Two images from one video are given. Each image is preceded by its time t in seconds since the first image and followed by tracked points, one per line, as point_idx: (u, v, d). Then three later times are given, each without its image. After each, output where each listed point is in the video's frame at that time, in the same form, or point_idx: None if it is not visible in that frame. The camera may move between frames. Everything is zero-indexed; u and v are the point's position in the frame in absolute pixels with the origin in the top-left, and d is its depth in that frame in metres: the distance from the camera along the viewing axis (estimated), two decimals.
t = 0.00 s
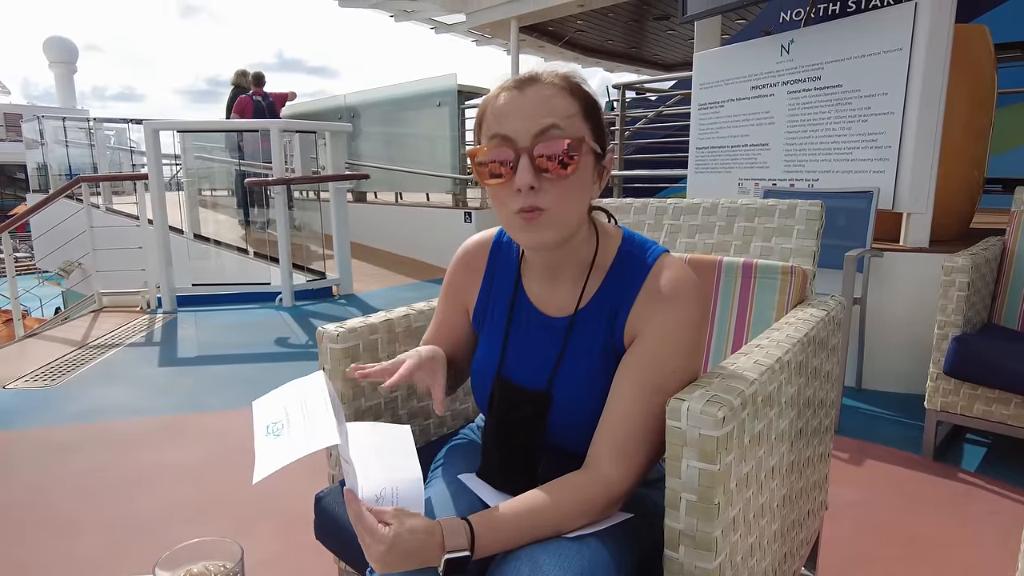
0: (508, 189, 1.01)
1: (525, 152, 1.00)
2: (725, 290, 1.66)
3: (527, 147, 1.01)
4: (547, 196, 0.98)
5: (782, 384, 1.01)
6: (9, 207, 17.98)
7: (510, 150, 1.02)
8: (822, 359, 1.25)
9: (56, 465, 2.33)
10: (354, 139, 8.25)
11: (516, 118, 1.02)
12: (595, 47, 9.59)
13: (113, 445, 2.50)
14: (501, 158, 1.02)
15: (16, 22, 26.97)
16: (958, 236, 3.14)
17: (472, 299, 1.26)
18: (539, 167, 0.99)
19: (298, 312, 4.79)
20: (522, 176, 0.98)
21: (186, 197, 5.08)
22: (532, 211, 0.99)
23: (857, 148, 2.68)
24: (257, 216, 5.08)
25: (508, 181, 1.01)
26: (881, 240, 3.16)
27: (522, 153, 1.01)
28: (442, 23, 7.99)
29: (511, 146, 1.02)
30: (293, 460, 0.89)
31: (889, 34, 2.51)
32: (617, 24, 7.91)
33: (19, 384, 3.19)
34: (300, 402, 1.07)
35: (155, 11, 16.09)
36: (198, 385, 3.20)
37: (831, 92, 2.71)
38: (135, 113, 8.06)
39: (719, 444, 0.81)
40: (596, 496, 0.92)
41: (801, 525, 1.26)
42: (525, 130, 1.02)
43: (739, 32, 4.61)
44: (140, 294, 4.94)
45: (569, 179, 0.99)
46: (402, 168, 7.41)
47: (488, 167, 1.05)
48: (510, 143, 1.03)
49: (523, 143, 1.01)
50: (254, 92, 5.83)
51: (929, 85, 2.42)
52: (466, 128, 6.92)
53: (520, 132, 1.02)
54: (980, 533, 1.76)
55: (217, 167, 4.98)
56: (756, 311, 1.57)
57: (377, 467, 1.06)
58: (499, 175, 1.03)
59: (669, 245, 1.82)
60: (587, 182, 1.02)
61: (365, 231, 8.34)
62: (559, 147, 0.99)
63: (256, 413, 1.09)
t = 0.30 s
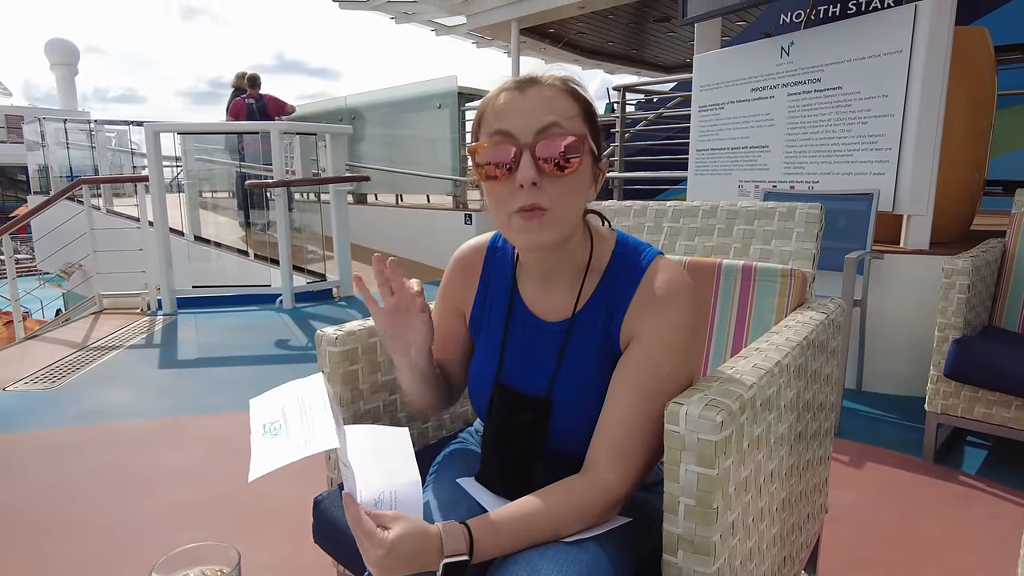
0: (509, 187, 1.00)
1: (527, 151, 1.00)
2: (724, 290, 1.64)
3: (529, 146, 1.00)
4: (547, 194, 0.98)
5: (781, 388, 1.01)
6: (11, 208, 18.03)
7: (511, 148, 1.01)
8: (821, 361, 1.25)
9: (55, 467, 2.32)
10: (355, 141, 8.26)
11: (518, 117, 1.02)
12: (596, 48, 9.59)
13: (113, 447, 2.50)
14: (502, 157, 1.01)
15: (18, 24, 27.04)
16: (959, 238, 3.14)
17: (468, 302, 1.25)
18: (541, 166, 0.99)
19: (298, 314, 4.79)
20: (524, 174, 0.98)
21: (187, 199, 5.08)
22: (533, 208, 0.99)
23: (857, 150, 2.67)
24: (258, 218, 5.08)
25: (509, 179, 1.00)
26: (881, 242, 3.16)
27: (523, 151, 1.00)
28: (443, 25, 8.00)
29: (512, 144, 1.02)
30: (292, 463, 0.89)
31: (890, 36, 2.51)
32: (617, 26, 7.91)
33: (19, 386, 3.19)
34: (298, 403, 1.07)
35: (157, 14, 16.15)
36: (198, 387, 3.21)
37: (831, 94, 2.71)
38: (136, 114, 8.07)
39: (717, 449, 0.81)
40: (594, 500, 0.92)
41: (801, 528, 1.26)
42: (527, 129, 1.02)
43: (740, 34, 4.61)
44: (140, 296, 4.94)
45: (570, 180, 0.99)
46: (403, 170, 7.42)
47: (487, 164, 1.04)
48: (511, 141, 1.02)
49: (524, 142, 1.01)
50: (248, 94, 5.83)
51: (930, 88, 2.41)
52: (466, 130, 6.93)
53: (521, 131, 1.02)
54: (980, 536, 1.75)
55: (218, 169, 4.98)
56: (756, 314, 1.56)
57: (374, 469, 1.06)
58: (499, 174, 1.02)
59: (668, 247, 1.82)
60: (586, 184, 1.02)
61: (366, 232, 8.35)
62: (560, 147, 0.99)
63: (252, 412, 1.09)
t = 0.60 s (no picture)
0: (509, 189, 1.01)
1: (528, 153, 1.00)
2: (724, 293, 1.65)
3: (529, 148, 1.01)
4: (547, 196, 0.98)
5: (781, 391, 1.01)
6: (11, 210, 18.08)
7: (510, 150, 1.02)
8: (821, 364, 1.25)
9: (56, 469, 2.32)
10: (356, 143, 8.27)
11: (517, 119, 1.03)
12: (596, 50, 9.61)
13: (114, 448, 2.50)
14: (501, 159, 1.02)
15: (19, 25, 27.06)
16: (959, 240, 3.14)
17: (468, 304, 1.26)
18: (540, 168, 0.99)
19: (300, 315, 4.79)
20: (524, 176, 0.98)
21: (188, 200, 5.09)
22: (532, 210, 0.99)
23: (857, 152, 2.68)
24: (259, 220, 5.09)
25: (508, 181, 1.01)
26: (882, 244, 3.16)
27: (523, 153, 1.01)
28: (444, 27, 8.02)
29: (511, 146, 1.02)
30: (294, 469, 0.89)
31: (889, 38, 2.52)
32: (618, 27, 7.91)
33: (20, 387, 3.19)
34: (299, 409, 1.07)
35: (158, 16, 16.17)
36: (200, 389, 3.21)
37: (831, 96, 2.72)
38: (137, 116, 8.07)
39: (717, 451, 0.81)
40: (594, 503, 0.92)
41: (800, 530, 1.26)
42: (526, 132, 1.02)
43: (740, 36, 4.61)
44: (141, 297, 4.96)
45: (570, 181, 1.00)
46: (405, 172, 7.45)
47: (486, 167, 1.04)
48: (511, 143, 1.03)
49: (524, 145, 1.02)
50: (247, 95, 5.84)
51: (930, 90, 2.41)
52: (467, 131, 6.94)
53: (520, 133, 1.02)
54: (980, 538, 1.75)
55: (218, 171, 4.99)
56: (756, 316, 1.56)
57: (376, 472, 1.06)
58: (498, 176, 1.02)
59: (668, 249, 1.82)
60: (585, 186, 1.03)
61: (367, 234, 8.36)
62: (560, 149, 0.99)
63: (258, 422, 1.10)
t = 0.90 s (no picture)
0: (513, 193, 1.01)
1: (532, 157, 1.01)
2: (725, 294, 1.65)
3: (533, 153, 1.01)
4: (553, 200, 0.99)
5: (782, 392, 1.01)
6: (13, 211, 18.12)
7: (514, 154, 1.02)
8: (822, 365, 1.26)
9: (56, 471, 2.32)
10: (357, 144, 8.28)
11: (520, 124, 1.03)
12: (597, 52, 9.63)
13: (114, 450, 2.50)
14: (503, 162, 1.02)
15: (20, 27, 27.14)
16: (960, 241, 3.14)
17: (468, 308, 1.26)
18: (545, 172, 0.99)
19: (301, 317, 4.80)
20: (529, 181, 0.98)
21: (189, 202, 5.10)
22: (538, 215, 0.99)
23: (857, 154, 2.69)
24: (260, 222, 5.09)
25: (512, 186, 1.01)
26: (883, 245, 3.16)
27: (528, 158, 1.01)
28: (445, 29, 8.04)
29: (515, 151, 1.02)
30: (299, 468, 0.89)
31: (889, 40, 2.52)
32: (618, 29, 7.93)
33: (21, 389, 3.19)
34: (302, 409, 1.08)
35: (160, 18, 16.22)
36: (201, 390, 3.21)
37: (832, 98, 2.72)
38: (138, 118, 8.09)
39: (719, 453, 0.81)
40: (596, 504, 0.92)
41: (802, 531, 1.26)
42: (530, 136, 1.02)
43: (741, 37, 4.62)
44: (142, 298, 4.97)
45: (574, 185, 1.00)
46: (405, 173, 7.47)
47: (490, 170, 1.04)
48: (514, 147, 1.03)
49: (529, 148, 1.02)
50: (249, 98, 5.86)
51: (931, 91, 2.41)
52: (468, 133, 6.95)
53: (524, 137, 1.02)
54: (982, 539, 1.75)
55: (219, 172, 4.99)
56: (757, 317, 1.56)
57: (378, 471, 1.07)
58: (502, 179, 1.02)
59: (669, 251, 1.83)
60: (589, 189, 1.03)
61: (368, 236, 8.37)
62: (565, 153, 1.00)
63: (257, 421, 1.09)
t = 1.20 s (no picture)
0: (516, 188, 1.00)
1: (536, 152, 1.00)
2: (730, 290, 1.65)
3: (537, 147, 1.01)
4: (556, 196, 0.99)
5: (788, 388, 1.01)
6: (14, 212, 18.20)
7: (517, 149, 1.01)
8: (827, 361, 1.25)
9: (58, 469, 2.32)
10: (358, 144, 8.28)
11: (524, 118, 1.03)
12: (599, 53, 9.63)
13: (115, 449, 2.50)
14: (506, 157, 1.02)
15: (22, 28, 27.20)
16: (964, 240, 3.14)
17: (470, 304, 1.26)
18: (549, 167, 0.99)
19: (302, 316, 4.80)
20: (533, 177, 0.98)
21: (190, 202, 5.11)
22: (540, 211, 0.99)
23: (860, 152, 2.68)
24: (262, 221, 5.09)
25: (515, 181, 1.01)
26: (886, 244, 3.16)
27: (531, 154, 1.01)
28: (447, 29, 8.04)
29: (519, 145, 1.02)
30: (300, 461, 0.89)
31: (892, 38, 2.51)
32: (620, 29, 7.93)
33: (23, 387, 3.20)
34: (305, 402, 1.07)
35: (162, 18, 16.24)
36: (202, 389, 3.21)
37: (834, 96, 2.72)
38: (140, 119, 8.10)
39: (726, 447, 0.81)
40: (600, 499, 0.92)
41: (807, 528, 1.25)
42: (534, 131, 1.02)
43: (743, 37, 4.61)
44: (144, 297, 4.98)
45: (577, 180, 1.00)
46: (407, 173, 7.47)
47: (493, 166, 1.04)
48: (518, 142, 1.03)
49: (532, 144, 1.02)
50: (252, 97, 5.88)
51: (934, 90, 2.41)
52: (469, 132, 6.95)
53: (527, 133, 1.02)
54: (985, 537, 1.75)
55: (221, 172, 5.00)
56: (761, 314, 1.56)
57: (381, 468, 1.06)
58: (505, 175, 1.02)
59: (673, 248, 1.83)
60: (593, 184, 1.03)
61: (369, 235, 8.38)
62: (568, 149, 0.99)
63: (259, 410, 1.09)
